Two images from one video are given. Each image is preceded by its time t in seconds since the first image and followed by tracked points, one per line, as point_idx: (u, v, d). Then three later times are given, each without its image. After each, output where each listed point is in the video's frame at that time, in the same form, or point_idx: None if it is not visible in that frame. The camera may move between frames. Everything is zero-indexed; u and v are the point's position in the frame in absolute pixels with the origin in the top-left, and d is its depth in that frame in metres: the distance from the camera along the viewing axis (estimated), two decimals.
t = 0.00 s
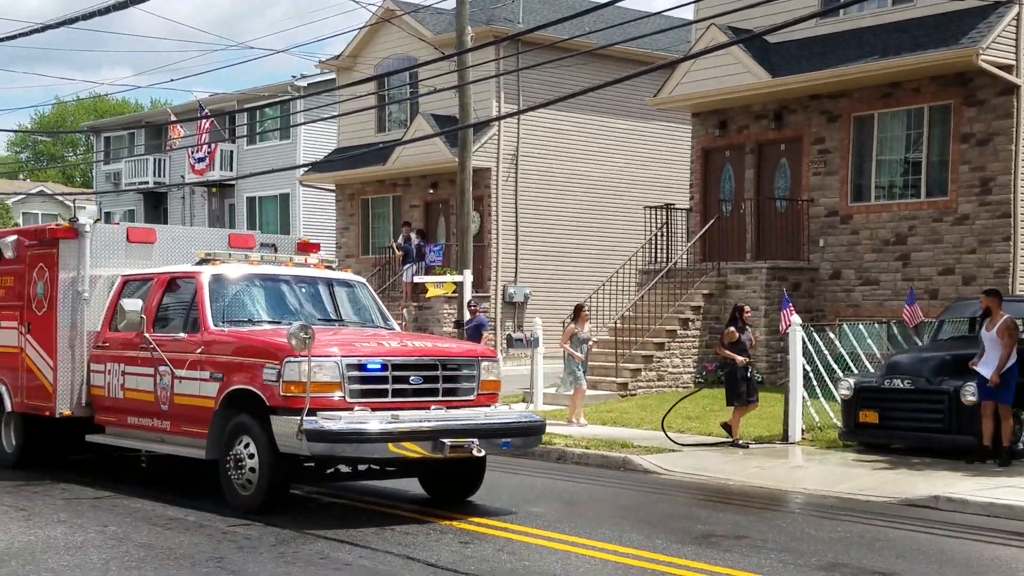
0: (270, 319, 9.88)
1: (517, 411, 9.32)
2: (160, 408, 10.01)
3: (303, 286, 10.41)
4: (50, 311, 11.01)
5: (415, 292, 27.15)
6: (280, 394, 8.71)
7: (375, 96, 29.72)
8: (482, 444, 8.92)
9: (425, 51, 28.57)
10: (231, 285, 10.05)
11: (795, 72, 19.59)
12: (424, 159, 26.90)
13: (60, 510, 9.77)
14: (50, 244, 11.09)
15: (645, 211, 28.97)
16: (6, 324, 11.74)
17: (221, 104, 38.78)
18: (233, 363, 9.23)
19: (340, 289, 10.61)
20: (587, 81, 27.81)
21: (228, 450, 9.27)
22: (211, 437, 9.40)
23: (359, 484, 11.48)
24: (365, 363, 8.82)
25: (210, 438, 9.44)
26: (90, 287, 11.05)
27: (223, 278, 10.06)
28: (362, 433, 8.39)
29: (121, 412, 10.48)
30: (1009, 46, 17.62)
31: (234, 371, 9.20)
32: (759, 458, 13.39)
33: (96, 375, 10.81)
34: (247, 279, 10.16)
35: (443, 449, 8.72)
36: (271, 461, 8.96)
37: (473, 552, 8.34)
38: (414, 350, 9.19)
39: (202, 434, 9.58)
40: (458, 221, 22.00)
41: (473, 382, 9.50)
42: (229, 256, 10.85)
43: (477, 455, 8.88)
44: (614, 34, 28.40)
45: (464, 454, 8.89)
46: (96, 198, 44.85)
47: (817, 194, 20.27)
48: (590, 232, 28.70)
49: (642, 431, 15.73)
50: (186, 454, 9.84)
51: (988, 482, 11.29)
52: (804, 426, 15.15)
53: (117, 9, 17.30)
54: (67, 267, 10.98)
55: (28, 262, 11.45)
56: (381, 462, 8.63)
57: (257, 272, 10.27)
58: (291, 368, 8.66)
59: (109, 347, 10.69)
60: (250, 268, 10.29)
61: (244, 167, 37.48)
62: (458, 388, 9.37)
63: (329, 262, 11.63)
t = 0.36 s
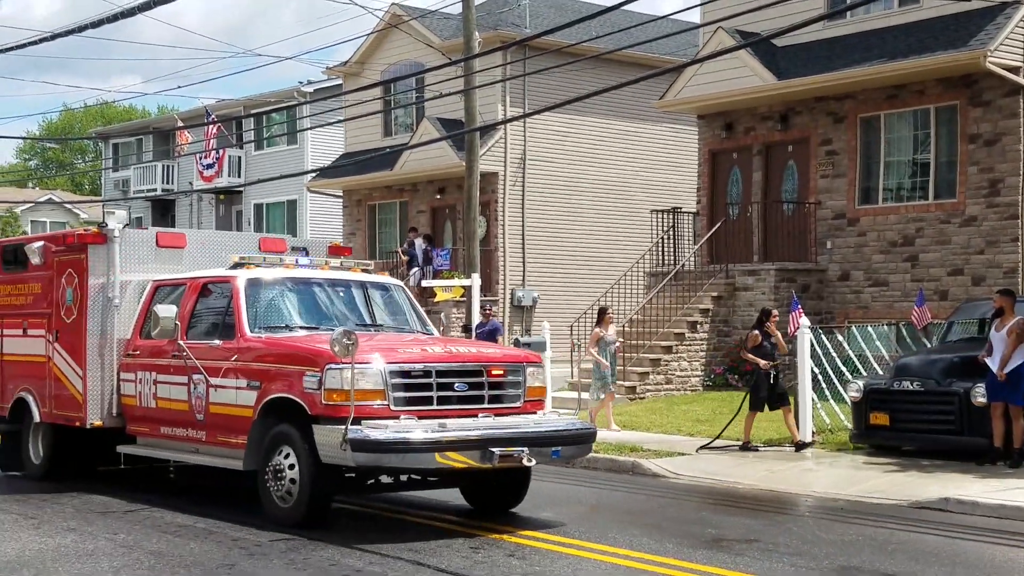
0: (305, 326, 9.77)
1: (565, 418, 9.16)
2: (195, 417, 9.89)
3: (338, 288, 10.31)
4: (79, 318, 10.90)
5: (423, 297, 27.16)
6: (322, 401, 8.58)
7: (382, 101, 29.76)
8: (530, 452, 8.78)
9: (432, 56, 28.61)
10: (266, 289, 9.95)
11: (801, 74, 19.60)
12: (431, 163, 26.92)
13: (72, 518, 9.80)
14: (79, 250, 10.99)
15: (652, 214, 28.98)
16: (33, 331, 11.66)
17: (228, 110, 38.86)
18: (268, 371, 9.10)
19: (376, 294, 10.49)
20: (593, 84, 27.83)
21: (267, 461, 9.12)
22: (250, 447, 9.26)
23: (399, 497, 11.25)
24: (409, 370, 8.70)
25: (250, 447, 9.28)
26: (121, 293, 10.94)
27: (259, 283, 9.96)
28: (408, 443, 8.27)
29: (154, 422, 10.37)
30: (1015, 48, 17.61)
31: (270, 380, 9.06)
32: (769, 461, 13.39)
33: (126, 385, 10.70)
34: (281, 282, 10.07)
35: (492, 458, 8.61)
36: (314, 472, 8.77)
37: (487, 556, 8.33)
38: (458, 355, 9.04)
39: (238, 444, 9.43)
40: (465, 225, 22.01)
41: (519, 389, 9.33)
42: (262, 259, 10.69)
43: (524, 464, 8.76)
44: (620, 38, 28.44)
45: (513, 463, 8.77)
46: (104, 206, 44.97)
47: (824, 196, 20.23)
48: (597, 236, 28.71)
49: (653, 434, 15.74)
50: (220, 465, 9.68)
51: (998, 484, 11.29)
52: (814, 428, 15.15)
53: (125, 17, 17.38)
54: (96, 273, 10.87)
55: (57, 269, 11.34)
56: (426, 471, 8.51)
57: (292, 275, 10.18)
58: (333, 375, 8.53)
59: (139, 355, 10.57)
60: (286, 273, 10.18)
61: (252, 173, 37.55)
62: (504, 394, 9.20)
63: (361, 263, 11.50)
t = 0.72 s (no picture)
0: (349, 338, 9.24)
1: (622, 430, 8.64)
2: (235, 435, 9.40)
3: (378, 298, 9.77)
4: (112, 334, 10.48)
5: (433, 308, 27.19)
6: (369, 417, 8.08)
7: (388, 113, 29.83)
8: (588, 467, 8.26)
9: (438, 68, 28.66)
10: (306, 302, 9.42)
11: (807, 79, 19.59)
12: (440, 175, 26.96)
13: (86, 535, 9.80)
14: (111, 265, 10.54)
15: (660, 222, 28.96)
16: (63, 349, 11.27)
17: (235, 125, 39.01)
18: (315, 386, 8.59)
19: (420, 302, 9.98)
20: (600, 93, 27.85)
21: (312, 480, 8.61)
22: (292, 465, 8.74)
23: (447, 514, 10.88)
24: (461, 383, 8.21)
25: (292, 465, 8.78)
26: (153, 309, 10.49)
27: (299, 295, 9.44)
28: (460, 460, 7.72)
29: (191, 441, 9.88)
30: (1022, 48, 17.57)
31: (315, 396, 8.57)
32: (784, 467, 13.34)
33: (161, 403, 10.25)
34: (319, 294, 9.52)
35: (549, 474, 8.07)
36: (361, 492, 8.27)
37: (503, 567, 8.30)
38: (510, 366, 8.54)
39: (282, 462, 8.94)
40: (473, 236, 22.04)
41: (572, 400, 8.81)
42: (300, 272, 10.30)
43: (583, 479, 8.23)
44: (626, 46, 28.48)
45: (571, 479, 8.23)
46: (112, 223, 45.15)
47: (833, 201, 20.21)
48: (606, 244, 28.70)
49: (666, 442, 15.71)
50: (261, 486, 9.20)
51: (1014, 486, 11.23)
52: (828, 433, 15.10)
53: (132, 34, 17.45)
54: (129, 289, 10.45)
55: (87, 285, 10.96)
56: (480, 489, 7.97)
57: (328, 286, 9.62)
58: (380, 390, 8.04)
59: (175, 372, 10.12)
60: (325, 283, 9.67)
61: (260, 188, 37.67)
62: (557, 406, 8.69)
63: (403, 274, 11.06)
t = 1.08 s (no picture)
0: (384, 346, 8.99)
1: (673, 440, 8.38)
2: (267, 449, 9.16)
3: (411, 305, 9.51)
4: (137, 345, 10.27)
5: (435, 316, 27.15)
6: (412, 429, 7.81)
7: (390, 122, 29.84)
8: (641, 478, 7.98)
9: (440, 75, 28.67)
10: (339, 310, 9.18)
11: (809, 84, 19.56)
12: (442, 182, 26.92)
13: (87, 548, 9.77)
14: (137, 273, 10.35)
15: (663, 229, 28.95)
16: (86, 360, 11.12)
17: (237, 135, 39.03)
18: (355, 398, 8.32)
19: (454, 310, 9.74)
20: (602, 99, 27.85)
21: (349, 496, 8.30)
22: (329, 480, 8.44)
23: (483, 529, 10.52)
24: (507, 394, 7.95)
25: (329, 481, 8.49)
26: (179, 318, 10.27)
27: (332, 303, 9.19)
28: (509, 471, 7.42)
29: (221, 454, 9.67)
30: None
31: (353, 409, 8.31)
32: (789, 473, 13.28)
33: (189, 415, 10.05)
34: (352, 301, 9.27)
35: (601, 485, 7.78)
36: (403, 506, 7.96)
37: None
38: (556, 376, 8.27)
39: (319, 476, 8.67)
40: (476, 244, 21.99)
41: (620, 411, 8.54)
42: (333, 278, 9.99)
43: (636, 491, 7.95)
44: (628, 53, 28.49)
45: (622, 491, 7.96)
46: (115, 233, 45.22)
47: (836, 206, 20.17)
48: (609, 251, 28.67)
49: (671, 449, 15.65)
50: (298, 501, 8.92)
51: (1018, 491, 11.17)
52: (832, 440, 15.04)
53: (131, 45, 17.46)
54: (153, 298, 10.22)
55: (110, 295, 10.79)
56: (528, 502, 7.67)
57: (359, 292, 9.36)
58: (423, 402, 7.77)
59: (202, 384, 9.93)
60: (359, 290, 9.43)
61: (262, 198, 37.69)
62: (604, 417, 8.43)
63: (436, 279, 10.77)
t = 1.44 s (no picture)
0: (408, 337, 8.80)
1: (711, 434, 8.11)
2: (288, 442, 8.94)
3: (437, 296, 9.30)
4: (150, 337, 10.17)
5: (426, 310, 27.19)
6: (443, 424, 7.55)
7: (382, 115, 29.83)
8: (682, 474, 7.71)
9: (431, 68, 28.69)
10: (362, 300, 8.95)
11: (800, 78, 19.62)
12: (435, 175, 26.93)
13: (79, 541, 9.77)
14: (148, 262, 10.25)
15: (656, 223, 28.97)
16: (95, 353, 11.05)
17: (227, 128, 39.00)
18: (379, 392, 8.08)
19: (478, 299, 9.53)
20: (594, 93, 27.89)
21: (377, 493, 8.09)
22: (355, 475, 8.24)
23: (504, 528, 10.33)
24: (541, 387, 7.68)
25: (355, 477, 8.29)
26: (194, 308, 10.20)
27: (354, 293, 8.96)
28: (545, 467, 7.18)
29: (237, 449, 9.50)
30: (1012, 45, 17.64)
31: (378, 402, 8.07)
32: (781, 464, 13.33)
33: (204, 409, 9.90)
34: (376, 291, 9.05)
35: (640, 483, 7.53)
36: (433, 501, 7.73)
37: (502, 566, 8.27)
38: (591, 369, 7.99)
39: (343, 472, 8.46)
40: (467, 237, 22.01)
41: (654, 404, 8.27)
42: (354, 268, 9.71)
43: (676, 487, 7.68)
44: (619, 46, 28.52)
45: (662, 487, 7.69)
46: (105, 226, 45.14)
47: (826, 199, 20.24)
48: (600, 245, 28.70)
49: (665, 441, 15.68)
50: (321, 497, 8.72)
51: (1006, 480, 11.24)
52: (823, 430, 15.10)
53: (122, 34, 17.43)
54: (167, 287, 10.16)
55: (121, 285, 10.68)
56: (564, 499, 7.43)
57: (379, 280, 9.13)
58: (454, 396, 7.51)
59: (216, 378, 9.76)
60: (382, 279, 9.19)
61: (253, 191, 37.69)
62: (638, 410, 8.16)
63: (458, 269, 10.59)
